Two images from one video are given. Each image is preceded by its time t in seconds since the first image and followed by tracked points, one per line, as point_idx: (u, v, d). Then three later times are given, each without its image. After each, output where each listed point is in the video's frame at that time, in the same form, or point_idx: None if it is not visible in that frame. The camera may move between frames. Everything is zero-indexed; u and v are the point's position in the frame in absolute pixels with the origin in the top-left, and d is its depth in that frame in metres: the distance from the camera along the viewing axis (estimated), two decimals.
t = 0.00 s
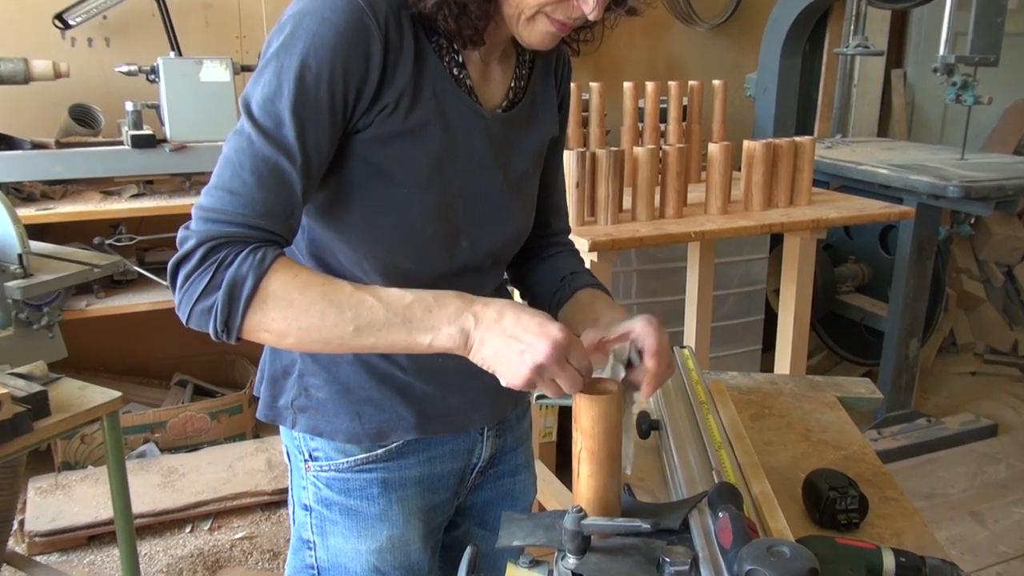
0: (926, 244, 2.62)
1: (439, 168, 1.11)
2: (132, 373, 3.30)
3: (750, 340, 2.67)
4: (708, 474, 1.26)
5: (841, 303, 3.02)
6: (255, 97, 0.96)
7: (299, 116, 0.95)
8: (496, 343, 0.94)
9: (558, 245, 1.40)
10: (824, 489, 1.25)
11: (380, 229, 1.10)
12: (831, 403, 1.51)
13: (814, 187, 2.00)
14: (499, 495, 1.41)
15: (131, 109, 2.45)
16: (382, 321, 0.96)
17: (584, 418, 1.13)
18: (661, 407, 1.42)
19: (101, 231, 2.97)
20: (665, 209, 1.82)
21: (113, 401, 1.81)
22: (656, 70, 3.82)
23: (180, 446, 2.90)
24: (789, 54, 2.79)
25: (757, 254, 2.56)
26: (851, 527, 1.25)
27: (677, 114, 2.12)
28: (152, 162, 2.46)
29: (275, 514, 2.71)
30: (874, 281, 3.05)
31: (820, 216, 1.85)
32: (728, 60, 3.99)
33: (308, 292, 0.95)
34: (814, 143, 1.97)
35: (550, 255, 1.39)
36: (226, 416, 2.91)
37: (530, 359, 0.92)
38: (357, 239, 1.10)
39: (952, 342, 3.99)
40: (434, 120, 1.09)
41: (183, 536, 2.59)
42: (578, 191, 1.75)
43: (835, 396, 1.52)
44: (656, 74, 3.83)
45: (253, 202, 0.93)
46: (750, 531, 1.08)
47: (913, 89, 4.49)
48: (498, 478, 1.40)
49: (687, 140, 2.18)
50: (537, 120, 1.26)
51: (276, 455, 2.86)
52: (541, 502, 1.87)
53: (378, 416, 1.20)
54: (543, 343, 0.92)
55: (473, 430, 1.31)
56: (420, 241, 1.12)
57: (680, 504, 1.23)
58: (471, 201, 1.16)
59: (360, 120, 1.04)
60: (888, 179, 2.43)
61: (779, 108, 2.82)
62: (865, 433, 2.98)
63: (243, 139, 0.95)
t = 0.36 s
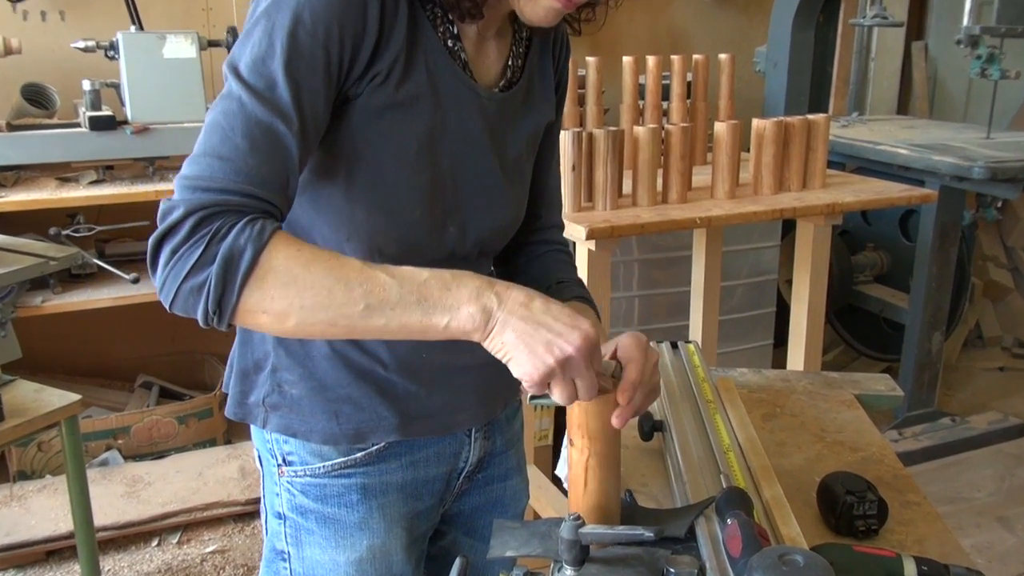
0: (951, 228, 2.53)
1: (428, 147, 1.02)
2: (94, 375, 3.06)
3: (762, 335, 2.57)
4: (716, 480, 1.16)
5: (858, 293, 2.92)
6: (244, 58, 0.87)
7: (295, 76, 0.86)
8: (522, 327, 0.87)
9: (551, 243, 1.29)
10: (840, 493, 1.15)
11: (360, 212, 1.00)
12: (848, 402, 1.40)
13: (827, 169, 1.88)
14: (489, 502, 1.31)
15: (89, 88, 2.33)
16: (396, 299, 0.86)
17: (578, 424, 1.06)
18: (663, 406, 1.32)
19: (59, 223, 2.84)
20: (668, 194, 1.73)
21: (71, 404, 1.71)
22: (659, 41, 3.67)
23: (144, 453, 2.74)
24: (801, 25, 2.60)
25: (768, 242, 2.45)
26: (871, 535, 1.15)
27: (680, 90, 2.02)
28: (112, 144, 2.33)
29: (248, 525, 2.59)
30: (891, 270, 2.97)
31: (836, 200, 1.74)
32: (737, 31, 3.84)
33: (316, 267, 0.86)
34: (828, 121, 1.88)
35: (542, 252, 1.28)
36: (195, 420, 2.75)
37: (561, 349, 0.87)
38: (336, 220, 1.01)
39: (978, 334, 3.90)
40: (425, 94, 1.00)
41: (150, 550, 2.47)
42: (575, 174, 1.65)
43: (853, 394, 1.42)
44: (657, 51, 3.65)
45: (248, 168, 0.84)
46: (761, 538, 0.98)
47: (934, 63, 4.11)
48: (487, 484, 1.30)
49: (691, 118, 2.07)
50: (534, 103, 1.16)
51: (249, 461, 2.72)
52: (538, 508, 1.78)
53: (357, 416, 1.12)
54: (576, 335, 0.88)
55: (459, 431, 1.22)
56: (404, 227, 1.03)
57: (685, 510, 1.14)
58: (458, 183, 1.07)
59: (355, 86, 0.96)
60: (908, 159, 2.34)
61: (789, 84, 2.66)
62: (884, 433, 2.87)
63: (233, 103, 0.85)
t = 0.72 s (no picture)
0: (980, 216, 2.43)
1: (423, 130, 0.93)
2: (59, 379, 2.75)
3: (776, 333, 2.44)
4: (729, 489, 1.08)
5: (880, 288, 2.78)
6: (240, 26, 0.80)
7: (295, 43, 0.79)
8: (553, 310, 0.81)
9: (543, 239, 1.20)
10: (861, 501, 1.06)
11: (344, 199, 0.92)
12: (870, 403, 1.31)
13: (845, 153, 1.78)
14: (484, 510, 1.22)
15: (49, 68, 2.02)
16: (415, 274, 0.78)
17: (587, 429, 0.96)
18: (671, 409, 1.24)
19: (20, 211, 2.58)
20: (675, 181, 1.63)
21: (34, 410, 1.59)
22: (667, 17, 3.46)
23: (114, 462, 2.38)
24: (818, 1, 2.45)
25: (784, 232, 2.34)
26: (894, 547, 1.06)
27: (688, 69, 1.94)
28: (73, 132, 2.03)
29: (226, 540, 2.19)
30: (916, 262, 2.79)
31: (855, 187, 1.65)
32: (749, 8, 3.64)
33: (326, 240, 0.77)
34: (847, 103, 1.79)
35: (534, 249, 1.19)
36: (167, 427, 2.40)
37: (592, 338, 0.81)
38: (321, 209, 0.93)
39: (1009, 334, 3.76)
40: (424, 73, 0.92)
41: (118, 568, 2.08)
42: (575, 161, 1.56)
43: (875, 396, 1.32)
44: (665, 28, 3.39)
45: (249, 138, 0.76)
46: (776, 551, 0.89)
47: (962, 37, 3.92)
48: (482, 492, 1.22)
49: (700, 99, 1.98)
50: (534, 91, 1.07)
51: (227, 471, 2.33)
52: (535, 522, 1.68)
53: (343, 420, 1.03)
54: (606, 325, 0.82)
55: (452, 436, 1.13)
56: (393, 216, 0.94)
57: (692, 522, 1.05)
58: (451, 168, 0.98)
59: (354, 62, 0.89)
60: (934, 142, 2.25)
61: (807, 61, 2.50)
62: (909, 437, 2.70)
63: (229, 70, 0.77)
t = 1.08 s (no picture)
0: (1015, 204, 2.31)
1: (412, 107, 0.84)
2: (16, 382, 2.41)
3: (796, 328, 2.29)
4: (742, 495, 1.00)
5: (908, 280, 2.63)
6: None
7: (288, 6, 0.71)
8: (588, 296, 0.74)
9: (542, 228, 1.11)
10: (886, 510, 0.97)
11: (327, 180, 0.84)
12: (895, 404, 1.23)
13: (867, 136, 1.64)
14: (476, 520, 1.14)
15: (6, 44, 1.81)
16: (441, 253, 0.70)
17: (581, 431, 0.88)
18: (680, 410, 1.15)
19: None
20: (685, 165, 1.52)
21: None
22: None
23: (81, 472, 2.13)
24: None
25: (804, 219, 2.19)
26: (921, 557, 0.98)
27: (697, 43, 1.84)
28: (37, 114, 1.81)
29: (200, 554, 2.03)
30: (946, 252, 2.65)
31: (880, 169, 1.53)
32: None
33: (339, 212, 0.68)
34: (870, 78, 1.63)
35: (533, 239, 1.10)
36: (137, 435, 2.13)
37: (627, 331, 0.75)
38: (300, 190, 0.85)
39: None
40: (413, 45, 0.83)
41: None
42: (576, 143, 1.45)
43: (900, 396, 1.24)
44: None
45: (245, 110, 0.68)
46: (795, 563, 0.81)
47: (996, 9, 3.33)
48: (474, 501, 1.13)
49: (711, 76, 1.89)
50: (533, 68, 0.98)
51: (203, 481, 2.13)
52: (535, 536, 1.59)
53: (325, 422, 0.94)
54: (640, 325, 0.77)
55: (442, 440, 1.04)
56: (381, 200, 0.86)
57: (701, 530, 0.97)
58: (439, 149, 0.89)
59: (344, 27, 0.80)
60: (965, 122, 2.15)
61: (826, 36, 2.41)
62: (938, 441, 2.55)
63: (219, 36, 0.69)
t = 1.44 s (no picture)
0: None
1: (406, 83, 0.76)
2: None
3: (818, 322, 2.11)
4: (757, 502, 0.92)
5: (936, 270, 2.43)
6: None
7: None
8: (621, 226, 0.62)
9: (532, 206, 1.02)
10: (913, 516, 0.89)
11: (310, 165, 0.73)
12: (924, 403, 1.14)
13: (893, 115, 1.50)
14: (470, 525, 1.03)
15: None
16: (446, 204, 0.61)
17: (591, 432, 0.79)
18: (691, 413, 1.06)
19: None
20: (695, 148, 1.39)
21: None
22: None
23: (41, 482, 1.91)
24: None
25: (824, 205, 2.02)
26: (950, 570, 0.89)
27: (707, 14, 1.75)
28: None
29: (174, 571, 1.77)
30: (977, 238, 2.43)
31: (908, 150, 1.40)
32: None
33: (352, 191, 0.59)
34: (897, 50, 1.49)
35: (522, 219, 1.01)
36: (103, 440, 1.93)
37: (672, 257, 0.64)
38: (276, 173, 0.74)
39: None
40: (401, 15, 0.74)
41: None
42: (576, 123, 1.32)
43: (927, 394, 1.16)
44: None
45: (250, 87, 0.56)
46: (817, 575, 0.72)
47: None
48: (469, 505, 1.02)
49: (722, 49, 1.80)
50: (520, 35, 0.90)
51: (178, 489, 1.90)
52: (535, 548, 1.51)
53: (312, 428, 0.83)
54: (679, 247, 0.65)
55: (433, 441, 0.92)
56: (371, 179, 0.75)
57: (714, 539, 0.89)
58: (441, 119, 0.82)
59: None
60: (998, 99, 2.05)
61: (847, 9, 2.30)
62: (967, 442, 2.40)
63: (208, 12, 0.57)
